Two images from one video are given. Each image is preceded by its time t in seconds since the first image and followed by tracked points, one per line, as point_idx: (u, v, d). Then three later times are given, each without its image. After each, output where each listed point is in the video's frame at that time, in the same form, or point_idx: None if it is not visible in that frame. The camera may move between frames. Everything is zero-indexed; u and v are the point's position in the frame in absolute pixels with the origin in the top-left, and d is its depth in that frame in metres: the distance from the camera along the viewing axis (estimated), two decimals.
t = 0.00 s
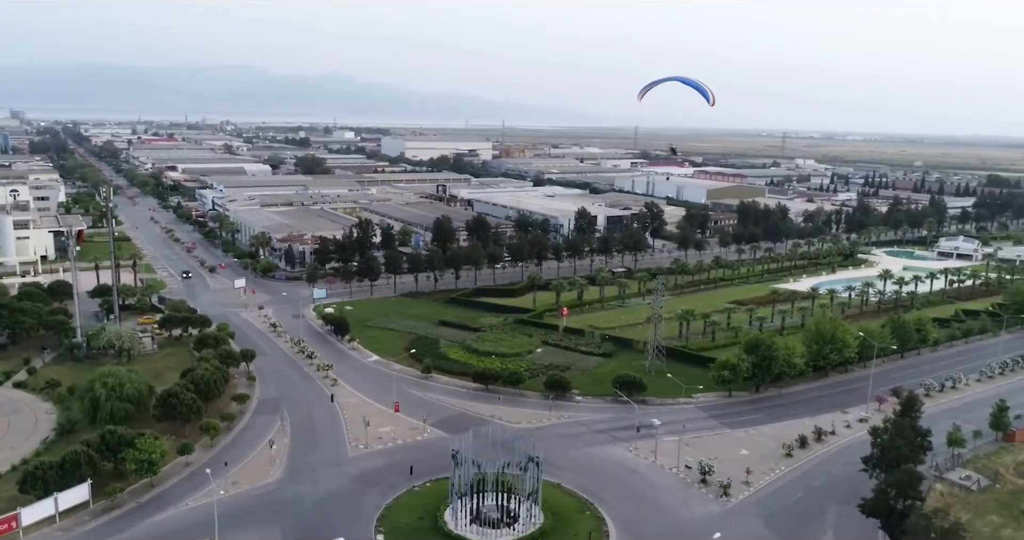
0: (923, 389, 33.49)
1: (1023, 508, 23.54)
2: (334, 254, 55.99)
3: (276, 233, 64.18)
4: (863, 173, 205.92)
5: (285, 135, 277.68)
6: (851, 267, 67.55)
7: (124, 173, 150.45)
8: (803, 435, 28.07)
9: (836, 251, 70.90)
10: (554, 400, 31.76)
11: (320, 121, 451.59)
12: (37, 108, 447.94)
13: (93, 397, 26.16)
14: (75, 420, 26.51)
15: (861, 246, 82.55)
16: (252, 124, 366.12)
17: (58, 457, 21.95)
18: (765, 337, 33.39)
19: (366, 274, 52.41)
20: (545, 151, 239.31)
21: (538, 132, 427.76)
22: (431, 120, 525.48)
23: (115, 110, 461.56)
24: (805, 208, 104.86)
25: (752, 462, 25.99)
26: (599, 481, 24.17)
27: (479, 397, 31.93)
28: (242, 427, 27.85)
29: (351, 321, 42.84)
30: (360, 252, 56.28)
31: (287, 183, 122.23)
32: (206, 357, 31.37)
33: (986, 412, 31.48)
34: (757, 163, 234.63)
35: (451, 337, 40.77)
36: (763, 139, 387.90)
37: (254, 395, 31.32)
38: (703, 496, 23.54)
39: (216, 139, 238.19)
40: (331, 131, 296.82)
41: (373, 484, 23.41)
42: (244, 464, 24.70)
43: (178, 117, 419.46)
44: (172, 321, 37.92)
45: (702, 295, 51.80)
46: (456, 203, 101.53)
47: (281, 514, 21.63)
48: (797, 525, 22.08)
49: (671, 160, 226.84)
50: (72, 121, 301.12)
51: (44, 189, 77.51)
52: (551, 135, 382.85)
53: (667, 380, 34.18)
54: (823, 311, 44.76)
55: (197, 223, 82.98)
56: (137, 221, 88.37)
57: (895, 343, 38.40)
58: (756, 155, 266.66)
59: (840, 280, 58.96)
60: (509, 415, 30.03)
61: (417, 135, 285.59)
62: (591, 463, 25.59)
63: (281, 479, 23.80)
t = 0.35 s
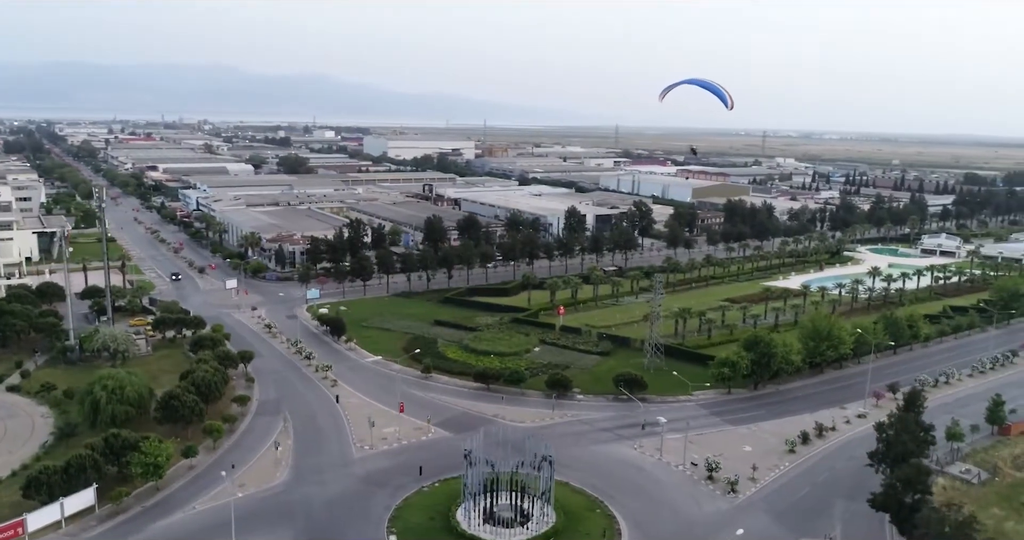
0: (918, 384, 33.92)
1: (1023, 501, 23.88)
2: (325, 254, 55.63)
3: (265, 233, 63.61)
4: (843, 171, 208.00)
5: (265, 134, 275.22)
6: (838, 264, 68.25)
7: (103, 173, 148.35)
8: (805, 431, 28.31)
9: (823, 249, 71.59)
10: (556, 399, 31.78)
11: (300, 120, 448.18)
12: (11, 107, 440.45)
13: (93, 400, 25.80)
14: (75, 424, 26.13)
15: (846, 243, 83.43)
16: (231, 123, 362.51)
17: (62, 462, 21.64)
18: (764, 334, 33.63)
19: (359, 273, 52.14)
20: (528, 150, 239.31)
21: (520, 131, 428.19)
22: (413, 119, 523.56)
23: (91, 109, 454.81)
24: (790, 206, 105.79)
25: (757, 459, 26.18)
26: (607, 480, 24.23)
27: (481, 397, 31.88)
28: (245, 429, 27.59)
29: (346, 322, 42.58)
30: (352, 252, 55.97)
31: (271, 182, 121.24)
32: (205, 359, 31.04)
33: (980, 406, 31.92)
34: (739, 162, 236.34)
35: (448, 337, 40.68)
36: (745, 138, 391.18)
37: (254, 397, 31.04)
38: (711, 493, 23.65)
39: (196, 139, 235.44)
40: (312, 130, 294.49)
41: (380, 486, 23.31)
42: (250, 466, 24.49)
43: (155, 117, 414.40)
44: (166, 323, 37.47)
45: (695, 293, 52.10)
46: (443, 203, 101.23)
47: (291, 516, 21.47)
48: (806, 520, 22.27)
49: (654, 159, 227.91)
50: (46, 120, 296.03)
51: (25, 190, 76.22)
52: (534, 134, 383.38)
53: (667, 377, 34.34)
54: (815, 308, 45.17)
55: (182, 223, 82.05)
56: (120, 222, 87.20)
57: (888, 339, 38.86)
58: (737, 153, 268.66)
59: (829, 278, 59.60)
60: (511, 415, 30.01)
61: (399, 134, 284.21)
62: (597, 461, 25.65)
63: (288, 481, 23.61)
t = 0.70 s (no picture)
0: (907, 379, 34.54)
1: (1017, 491, 24.41)
2: (312, 255, 55.18)
3: (248, 234, 62.88)
4: (817, 169, 210.94)
5: (239, 133, 271.98)
6: (818, 262, 69.17)
7: (74, 173, 145.57)
8: (802, 426, 28.68)
9: (804, 246, 72.52)
10: (554, 397, 31.85)
11: (274, 119, 443.81)
12: None
13: (89, 405, 25.32)
14: (69, 429, 25.64)
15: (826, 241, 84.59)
16: (202, 123, 357.80)
17: (62, 468, 21.23)
18: (757, 331, 34.00)
19: (347, 273, 51.82)
20: (506, 149, 239.27)
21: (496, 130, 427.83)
22: (388, 118, 520.92)
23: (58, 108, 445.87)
24: (768, 204, 107.00)
25: (757, 454, 26.47)
26: (611, 477, 24.35)
27: (479, 396, 31.86)
28: (243, 432, 27.30)
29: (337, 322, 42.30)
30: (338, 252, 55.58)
31: (249, 182, 119.96)
32: (199, 362, 30.64)
33: (968, 399, 32.57)
34: (714, 160, 238.61)
35: (441, 336, 40.58)
36: (719, 137, 394.42)
37: (249, 399, 30.71)
38: (715, 488, 23.86)
39: (168, 138, 231.94)
40: (286, 130, 291.59)
41: (386, 487, 23.21)
42: (252, 470, 24.25)
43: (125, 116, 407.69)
44: (155, 325, 36.91)
45: (682, 291, 52.51)
46: (425, 202, 100.86)
47: (297, 518, 21.29)
48: (809, 514, 22.56)
49: (631, 158, 229.08)
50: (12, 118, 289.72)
51: None
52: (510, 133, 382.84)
53: (662, 374, 34.60)
54: (802, 304, 45.79)
55: (161, 224, 80.86)
56: (96, 223, 85.63)
57: (875, 334, 39.50)
58: (713, 152, 271.14)
59: (811, 276, 60.41)
60: (510, 414, 30.04)
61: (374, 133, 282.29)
62: (600, 459, 25.76)
63: (292, 483, 23.42)
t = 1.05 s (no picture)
0: (883, 372, 35.36)
1: (996, 480, 25.16)
2: (287, 256, 54.45)
3: (220, 234, 61.80)
4: (781, 167, 214.09)
5: (201, 132, 267.04)
6: (788, 259, 70.39)
7: (31, 174, 141.44)
8: (786, 420, 29.18)
9: (774, 244, 73.74)
10: (541, 396, 31.93)
11: (236, 118, 436.74)
12: None
13: (71, 411, 24.71)
14: (50, 437, 24.97)
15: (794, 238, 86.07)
16: (163, 122, 350.53)
17: (48, 476, 20.68)
18: (739, 327, 34.45)
19: (325, 274, 51.29)
20: (474, 148, 238.79)
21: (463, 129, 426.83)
22: (353, 117, 516.35)
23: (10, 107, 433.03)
24: (737, 202, 108.57)
25: (744, 448, 26.87)
26: (605, 475, 24.52)
27: (466, 396, 31.81)
28: (230, 436, 26.88)
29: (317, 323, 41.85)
30: (314, 253, 54.92)
31: (215, 182, 117.90)
32: (181, 365, 30.07)
33: (942, 391, 33.46)
34: (680, 159, 241.21)
35: (423, 337, 40.43)
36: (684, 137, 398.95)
37: (233, 403, 30.24)
38: (706, 483, 24.18)
39: (128, 138, 226.61)
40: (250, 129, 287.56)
41: (381, 489, 23.07)
42: (243, 474, 23.90)
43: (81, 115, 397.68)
44: (130, 329, 36.09)
45: (659, 289, 53.00)
46: (397, 202, 100.12)
47: (293, 523, 21.05)
48: (800, 507, 22.98)
49: (598, 157, 230.23)
50: None
51: None
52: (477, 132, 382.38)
53: (646, 372, 34.89)
54: (778, 301, 46.55)
55: (126, 226, 79.01)
56: (58, 225, 83.34)
57: (850, 328, 40.34)
58: (678, 151, 273.87)
59: (783, 273, 61.56)
60: (499, 413, 30.06)
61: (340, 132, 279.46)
62: (592, 457, 25.91)
63: (285, 487, 23.15)
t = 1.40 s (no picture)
0: (857, 366, 36.24)
1: (971, 469, 25.97)
2: (258, 257, 53.58)
3: (188, 236, 60.55)
4: (743, 166, 217.44)
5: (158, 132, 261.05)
6: (757, 256, 71.54)
7: None
8: (768, 415, 29.70)
9: (742, 241, 74.89)
10: (525, 395, 31.99)
11: (194, 117, 428.18)
12: None
13: (49, 419, 24.03)
14: (28, 446, 24.25)
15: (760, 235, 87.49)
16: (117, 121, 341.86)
17: (31, 486, 20.11)
18: (718, 324, 34.90)
19: (298, 275, 50.59)
20: (438, 147, 237.82)
21: (427, 129, 425.05)
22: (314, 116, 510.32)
23: None
24: (702, 200, 110.00)
25: (729, 443, 27.28)
26: (595, 472, 24.69)
27: (450, 396, 31.73)
28: (214, 441, 26.41)
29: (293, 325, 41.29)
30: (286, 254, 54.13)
31: (176, 182, 115.52)
32: (159, 370, 29.42)
33: (913, 383, 34.42)
34: (643, 158, 243.46)
35: (402, 337, 40.18)
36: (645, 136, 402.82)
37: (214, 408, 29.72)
38: (696, 478, 24.51)
39: (81, 138, 220.48)
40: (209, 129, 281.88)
41: (372, 492, 22.89)
42: (231, 480, 23.51)
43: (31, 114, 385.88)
44: (103, 333, 35.17)
45: (633, 287, 53.47)
46: (365, 202, 99.15)
47: (286, 528, 20.77)
48: (787, 499, 23.43)
49: (563, 156, 231.17)
50: None
51: None
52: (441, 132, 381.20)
53: (627, 369, 35.16)
54: (751, 298, 47.30)
55: (87, 228, 76.92)
56: (14, 227, 80.75)
57: (823, 323, 41.18)
58: (641, 150, 276.40)
59: (752, 270, 62.59)
60: (484, 413, 30.06)
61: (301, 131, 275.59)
62: (580, 454, 26.07)
63: (275, 491, 22.85)
